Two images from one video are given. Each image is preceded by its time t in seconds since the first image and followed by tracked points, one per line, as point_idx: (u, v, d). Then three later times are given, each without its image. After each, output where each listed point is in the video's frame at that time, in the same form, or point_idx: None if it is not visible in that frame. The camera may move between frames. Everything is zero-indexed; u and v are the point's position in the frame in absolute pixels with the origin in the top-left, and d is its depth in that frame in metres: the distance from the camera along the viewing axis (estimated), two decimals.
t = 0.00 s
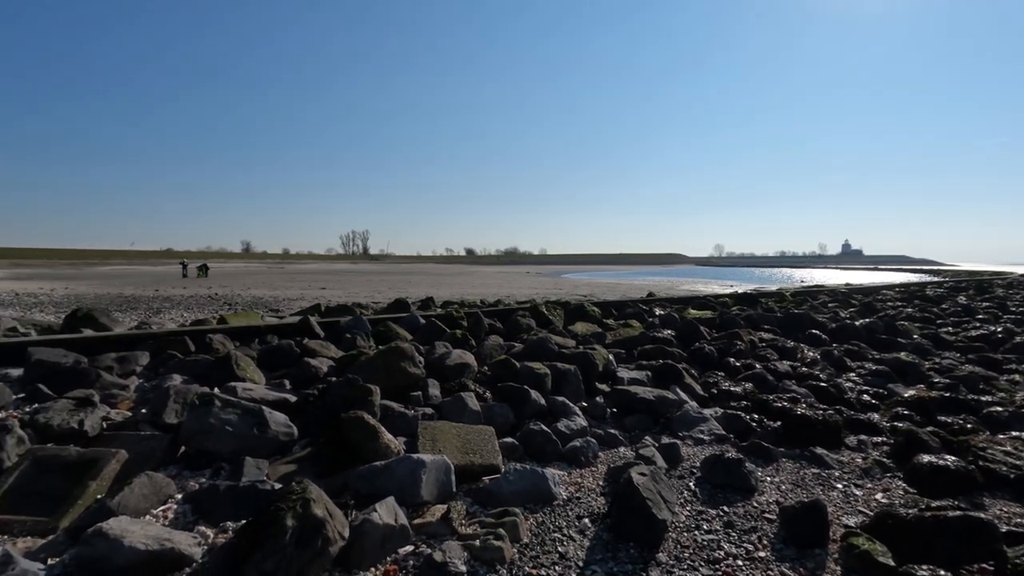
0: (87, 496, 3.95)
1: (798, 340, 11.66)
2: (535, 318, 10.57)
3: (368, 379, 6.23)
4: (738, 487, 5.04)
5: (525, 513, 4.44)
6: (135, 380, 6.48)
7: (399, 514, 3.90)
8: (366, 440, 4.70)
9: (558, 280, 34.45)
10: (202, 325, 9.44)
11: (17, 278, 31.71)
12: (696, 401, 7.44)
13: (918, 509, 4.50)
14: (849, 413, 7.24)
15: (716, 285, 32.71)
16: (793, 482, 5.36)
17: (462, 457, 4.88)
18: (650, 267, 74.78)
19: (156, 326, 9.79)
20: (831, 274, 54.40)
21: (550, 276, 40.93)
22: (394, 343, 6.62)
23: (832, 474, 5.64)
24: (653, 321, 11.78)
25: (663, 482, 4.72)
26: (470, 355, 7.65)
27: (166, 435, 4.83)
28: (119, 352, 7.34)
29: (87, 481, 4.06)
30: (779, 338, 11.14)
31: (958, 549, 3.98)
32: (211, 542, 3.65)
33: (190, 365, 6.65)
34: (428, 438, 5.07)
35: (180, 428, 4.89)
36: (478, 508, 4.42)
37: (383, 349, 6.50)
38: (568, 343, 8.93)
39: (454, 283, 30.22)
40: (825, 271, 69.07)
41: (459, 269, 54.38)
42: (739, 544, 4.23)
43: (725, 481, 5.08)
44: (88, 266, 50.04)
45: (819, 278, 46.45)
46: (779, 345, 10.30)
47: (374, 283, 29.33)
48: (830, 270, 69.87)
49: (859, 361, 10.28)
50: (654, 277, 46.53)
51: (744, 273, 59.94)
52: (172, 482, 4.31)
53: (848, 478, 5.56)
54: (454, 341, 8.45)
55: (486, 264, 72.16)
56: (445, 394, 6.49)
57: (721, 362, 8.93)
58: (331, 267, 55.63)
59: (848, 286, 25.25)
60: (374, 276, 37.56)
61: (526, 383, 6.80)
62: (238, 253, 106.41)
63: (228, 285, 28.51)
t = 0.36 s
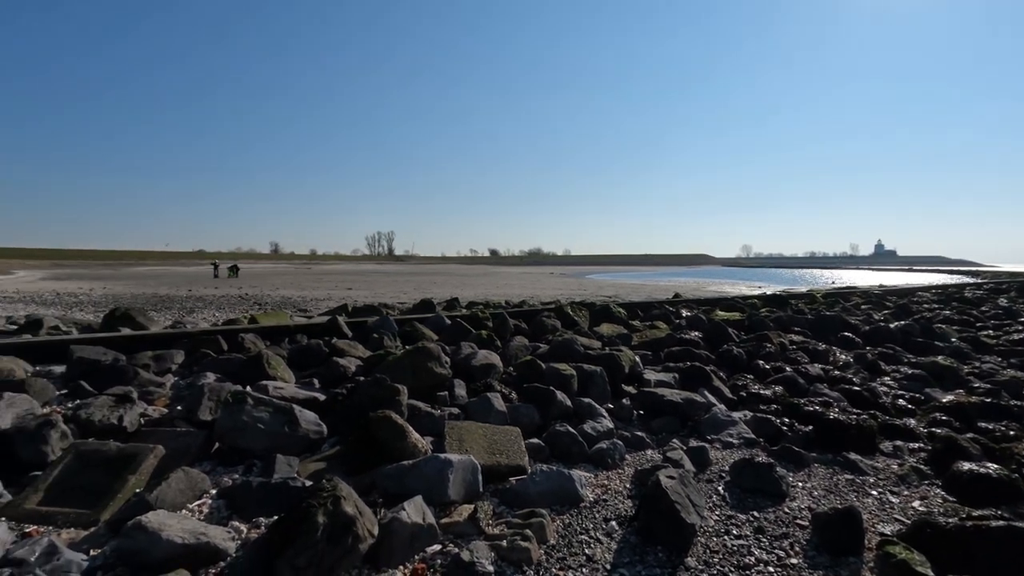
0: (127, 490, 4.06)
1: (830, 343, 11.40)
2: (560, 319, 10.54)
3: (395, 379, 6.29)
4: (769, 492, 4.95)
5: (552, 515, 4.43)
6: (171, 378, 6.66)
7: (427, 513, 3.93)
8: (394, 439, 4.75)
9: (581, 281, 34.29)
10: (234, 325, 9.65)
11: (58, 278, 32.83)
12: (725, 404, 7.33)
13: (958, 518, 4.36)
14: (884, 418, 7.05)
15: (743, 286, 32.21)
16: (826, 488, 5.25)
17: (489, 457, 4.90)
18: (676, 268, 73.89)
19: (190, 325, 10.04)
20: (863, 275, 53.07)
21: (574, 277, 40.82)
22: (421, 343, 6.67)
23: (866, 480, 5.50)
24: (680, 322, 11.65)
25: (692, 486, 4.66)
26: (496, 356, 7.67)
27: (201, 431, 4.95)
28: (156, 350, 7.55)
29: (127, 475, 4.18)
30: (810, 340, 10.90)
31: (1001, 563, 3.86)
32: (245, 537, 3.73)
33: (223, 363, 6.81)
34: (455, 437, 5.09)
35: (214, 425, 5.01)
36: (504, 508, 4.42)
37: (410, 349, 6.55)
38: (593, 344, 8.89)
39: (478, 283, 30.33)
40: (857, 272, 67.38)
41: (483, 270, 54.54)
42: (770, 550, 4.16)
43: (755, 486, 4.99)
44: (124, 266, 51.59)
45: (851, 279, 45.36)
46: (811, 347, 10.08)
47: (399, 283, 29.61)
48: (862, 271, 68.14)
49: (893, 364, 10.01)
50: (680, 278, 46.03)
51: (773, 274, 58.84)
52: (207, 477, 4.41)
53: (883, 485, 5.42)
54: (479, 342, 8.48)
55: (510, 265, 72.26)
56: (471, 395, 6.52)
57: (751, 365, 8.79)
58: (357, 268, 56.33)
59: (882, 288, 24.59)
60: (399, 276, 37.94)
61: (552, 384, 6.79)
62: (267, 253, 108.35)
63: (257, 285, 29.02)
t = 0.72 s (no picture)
0: (163, 485, 4.18)
1: (862, 346, 11.13)
2: (584, 320, 10.49)
3: (421, 379, 6.34)
4: (799, 497, 4.85)
5: (578, 516, 4.41)
6: (204, 376, 6.83)
7: (453, 513, 3.95)
8: (420, 438, 4.79)
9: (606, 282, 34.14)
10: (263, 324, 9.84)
11: (95, 279, 33.86)
12: (753, 407, 7.22)
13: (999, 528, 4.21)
14: (919, 424, 6.85)
15: (771, 287, 31.71)
16: (859, 494, 5.12)
17: (514, 458, 4.90)
18: (702, 269, 72.90)
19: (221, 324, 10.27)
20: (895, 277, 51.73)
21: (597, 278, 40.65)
22: (446, 344, 6.71)
23: (901, 487, 5.36)
24: (707, 324, 11.50)
25: (720, 490, 4.59)
26: (521, 357, 7.67)
27: (233, 428, 5.06)
28: (189, 349, 7.75)
29: (163, 470, 4.30)
30: (842, 343, 10.66)
31: None
32: (276, 533, 3.80)
33: (253, 362, 6.95)
34: (480, 438, 5.11)
35: (245, 423, 5.11)
36: (530, 509, 4.42)
37: (436, 349, 6.59)
38: (618, 346, 8.84)
39: (501, 283, 30.42)
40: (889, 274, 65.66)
41: (506, 271, 54.62)
42: (801, 557, 4.08)
43: (785, 491, 4.89)
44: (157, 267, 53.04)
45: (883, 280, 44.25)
46: (842, 350, 9.86)
47: (423, 283, 29.86)
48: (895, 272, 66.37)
49: (929, 369, 9.73)
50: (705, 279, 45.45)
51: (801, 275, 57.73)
52: (239, 474, 4.51)
53: (919, 492, 5.27)
54: (504, 342, 8.50)
55: (533, 266, 72.22)
56: (496, 395, 6.54)
57: (780, 368, 8.63)
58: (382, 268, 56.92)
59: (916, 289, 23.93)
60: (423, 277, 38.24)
61: (577, 385, 6.77)
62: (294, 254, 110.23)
63: (285, 285, 29.52)
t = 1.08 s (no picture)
0: (195, 480, 4.27)
1: (895, 349, 10.85)
2: (608, 321, 10.43)
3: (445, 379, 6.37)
4: (830, 503, 4.75)
5: (603, 519, 4.38)
6: (233, 375, 6.96)
7: (478, 513, 3.96)
8: (445, 439, 4.81)
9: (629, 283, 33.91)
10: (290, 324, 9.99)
11: (129, 279, 34.84)
12: (781, 410, 7.09)
13: None
14: (956, 430, 6.65)
15: (798, 289, 31.14)
16: (892, 501, 4.99)
17: (539, 459, 4.90)
18: (728, 270, 71.85)
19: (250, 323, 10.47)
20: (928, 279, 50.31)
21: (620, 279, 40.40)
22: (470, 345, 6.74)
23: (937, 495, 5.20)
24: (733, 326, 11.33)
25: (749, 494, 4.52)
26: (545, 358, 7.66)
27: (262, 426, 5.15)
28: (220, 348, 7.91)
29: (196, 467, 4.39)
30: (873, 346, 10.41)
31: None
32: (304, 530, 3.86)
33: (282, 361, 7.08)
34: (505, 438, 5.12)
35: (274, 421, 5.20)
36: (555, 511, 4.41)
37: (460, 350, 6.62)
38: (643, 347, 8.76)
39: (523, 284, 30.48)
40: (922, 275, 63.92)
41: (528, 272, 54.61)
42: (833, 565, 3.99)
43: (815, 497, 4.80)
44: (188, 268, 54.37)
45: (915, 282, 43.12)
46: (874, 354, 9.62)
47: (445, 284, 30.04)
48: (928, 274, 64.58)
49: (965, 373, 9.43)
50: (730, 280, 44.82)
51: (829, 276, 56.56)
52: (269, 471, 4.59)
53: (956, 501, 5.11)
54: (527, 343, 8.49)
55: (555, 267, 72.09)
56: (520, 396, 6.54)
57: (809, 371, 8.46)
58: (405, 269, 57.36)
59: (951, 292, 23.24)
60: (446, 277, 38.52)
61: (601, 387, 6.73)
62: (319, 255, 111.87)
63: (310, 286, 29.82)
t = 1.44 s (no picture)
0: (226, 477, 4.35)
1: (929, 353, 10.55)
2: (632, 323, 10.35)
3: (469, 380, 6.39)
4: (862, 510, 4.64)
5: (629, 522, 4.35)
6: (262, 374, 7.08)
7: (503, 514, 3.96)
8: (469, 440, 4.83)
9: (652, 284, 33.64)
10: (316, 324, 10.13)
11: (160, 279, 35.73)
12: (810, 414, 6.95)
13: None
14: (994, 436, 6.44)
15: (826, 290, 30.53)
16: (928, 509, 4.85)
17: (564, 461, 4.88)
18: (753, 271, 70.76)
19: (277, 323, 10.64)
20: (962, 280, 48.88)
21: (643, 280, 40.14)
22: (494, 345, 6.75)
23: (975, 504, 5.04)
24: (759, 328, 11.15)
25: (778, 500, 4.44)
26: (568, 359, 7.63)
27: (290, 425, 5.23)
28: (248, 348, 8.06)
29: (226, 464, 4.47)
30: (906, 349, 10.14)
31: None
32: (332, 528, 3.91)
33: (309, 361, 7.17)
34: (529, 440, 5.11)
35: (302, 420, 5.28)
36: (580, 513, 4.39)
37: (484, 351, 6.63)
38: (668, 349, 8.67)
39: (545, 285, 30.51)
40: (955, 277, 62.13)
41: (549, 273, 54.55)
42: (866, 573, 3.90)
43: (847, 503, 4.69)
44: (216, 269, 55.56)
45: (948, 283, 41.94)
46: (906, 357, 9.37)
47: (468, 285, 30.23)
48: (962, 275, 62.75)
49: (1004, 377, 9.13)
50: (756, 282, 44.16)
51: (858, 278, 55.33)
52: (297, 469, 4.66)
53: (996, 510, 4.94)
54: (551, 345, 8.47)
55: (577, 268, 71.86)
56: (543, 397, 6.53)
57: (839, 374, 8.28)
58: (427, 270, 57.72)
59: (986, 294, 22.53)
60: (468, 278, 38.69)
61: (626, 389, 6.68)
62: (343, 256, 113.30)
63: (335, 286, 30.27)
